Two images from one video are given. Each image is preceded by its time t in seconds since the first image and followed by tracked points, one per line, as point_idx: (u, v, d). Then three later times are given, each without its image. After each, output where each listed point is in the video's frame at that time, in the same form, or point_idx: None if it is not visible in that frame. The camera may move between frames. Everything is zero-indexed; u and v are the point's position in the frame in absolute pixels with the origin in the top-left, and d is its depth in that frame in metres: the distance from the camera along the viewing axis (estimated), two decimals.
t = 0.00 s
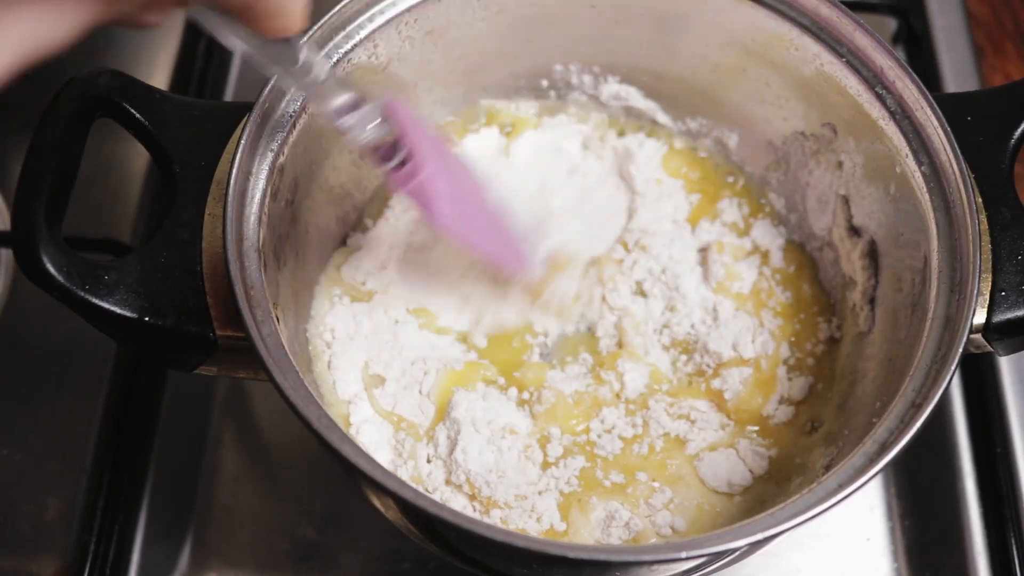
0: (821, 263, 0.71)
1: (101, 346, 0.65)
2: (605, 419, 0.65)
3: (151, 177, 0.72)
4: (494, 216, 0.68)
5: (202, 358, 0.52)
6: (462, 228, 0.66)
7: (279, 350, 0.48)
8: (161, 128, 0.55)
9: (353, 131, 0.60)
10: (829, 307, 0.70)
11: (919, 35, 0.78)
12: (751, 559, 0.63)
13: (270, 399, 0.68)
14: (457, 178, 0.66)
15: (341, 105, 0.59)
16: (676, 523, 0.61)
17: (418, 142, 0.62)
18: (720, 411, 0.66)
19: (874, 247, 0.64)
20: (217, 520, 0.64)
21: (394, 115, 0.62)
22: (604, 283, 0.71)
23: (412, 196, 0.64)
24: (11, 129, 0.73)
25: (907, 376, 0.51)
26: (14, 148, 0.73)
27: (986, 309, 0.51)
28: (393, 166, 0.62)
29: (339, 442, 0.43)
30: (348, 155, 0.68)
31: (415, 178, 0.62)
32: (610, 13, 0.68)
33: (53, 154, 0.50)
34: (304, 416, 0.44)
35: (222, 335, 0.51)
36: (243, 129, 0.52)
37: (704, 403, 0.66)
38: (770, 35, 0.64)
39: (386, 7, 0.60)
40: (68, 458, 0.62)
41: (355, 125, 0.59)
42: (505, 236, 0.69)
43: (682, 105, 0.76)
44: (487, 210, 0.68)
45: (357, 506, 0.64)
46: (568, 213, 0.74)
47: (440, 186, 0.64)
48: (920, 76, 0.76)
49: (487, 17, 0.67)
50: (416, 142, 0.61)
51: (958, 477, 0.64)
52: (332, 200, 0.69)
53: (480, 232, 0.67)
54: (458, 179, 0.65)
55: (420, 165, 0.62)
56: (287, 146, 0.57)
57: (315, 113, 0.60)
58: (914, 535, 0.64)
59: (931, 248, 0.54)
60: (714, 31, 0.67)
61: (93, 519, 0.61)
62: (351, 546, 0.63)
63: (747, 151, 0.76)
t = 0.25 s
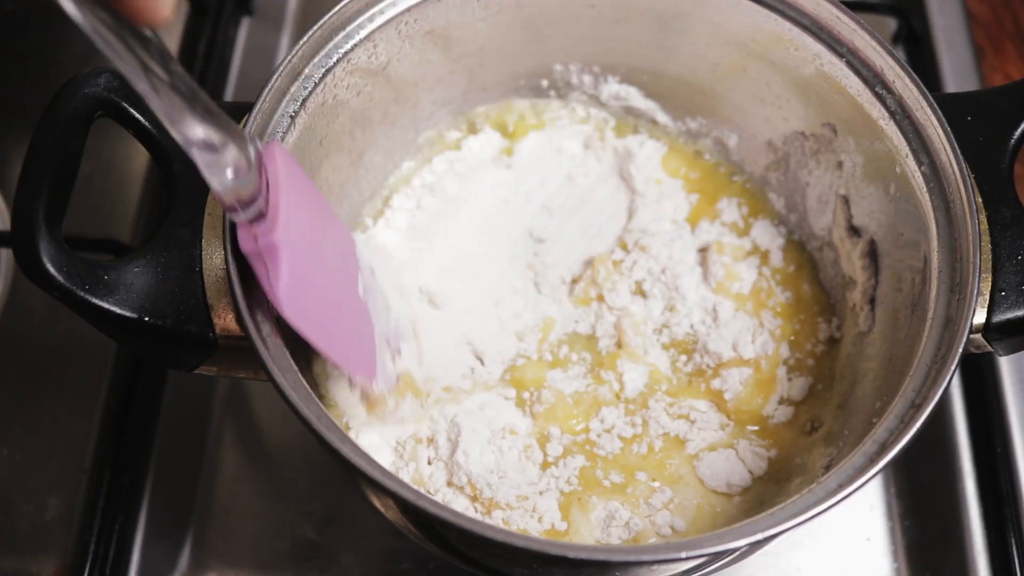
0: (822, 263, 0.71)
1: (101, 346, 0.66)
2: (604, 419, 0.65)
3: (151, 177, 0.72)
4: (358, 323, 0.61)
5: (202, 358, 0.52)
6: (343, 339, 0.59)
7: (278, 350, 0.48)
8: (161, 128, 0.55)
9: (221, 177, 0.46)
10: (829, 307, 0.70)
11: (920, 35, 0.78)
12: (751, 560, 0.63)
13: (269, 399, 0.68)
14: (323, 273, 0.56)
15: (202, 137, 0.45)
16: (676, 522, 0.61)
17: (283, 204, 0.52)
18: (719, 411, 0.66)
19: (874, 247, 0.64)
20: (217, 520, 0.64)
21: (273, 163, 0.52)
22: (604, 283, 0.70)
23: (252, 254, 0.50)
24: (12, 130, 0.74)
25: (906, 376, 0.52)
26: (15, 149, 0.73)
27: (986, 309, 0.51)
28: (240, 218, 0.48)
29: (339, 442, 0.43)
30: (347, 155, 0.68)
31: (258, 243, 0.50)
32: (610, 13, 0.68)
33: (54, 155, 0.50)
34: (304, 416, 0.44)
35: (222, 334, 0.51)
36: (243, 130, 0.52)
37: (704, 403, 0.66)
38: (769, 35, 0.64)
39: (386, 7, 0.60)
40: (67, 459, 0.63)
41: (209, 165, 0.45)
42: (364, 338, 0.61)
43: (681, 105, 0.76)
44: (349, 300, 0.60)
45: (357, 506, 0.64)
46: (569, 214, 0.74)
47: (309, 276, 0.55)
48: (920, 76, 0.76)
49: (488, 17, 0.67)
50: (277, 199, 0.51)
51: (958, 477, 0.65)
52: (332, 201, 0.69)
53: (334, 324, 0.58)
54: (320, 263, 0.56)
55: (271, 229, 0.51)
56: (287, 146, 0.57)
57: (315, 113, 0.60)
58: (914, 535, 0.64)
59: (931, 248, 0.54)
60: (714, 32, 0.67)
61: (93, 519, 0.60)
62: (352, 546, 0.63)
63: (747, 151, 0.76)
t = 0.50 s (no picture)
0: (822, 263, 0.71)
1: (101, 346, 0.66)
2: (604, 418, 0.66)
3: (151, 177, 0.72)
4: (546, 328, 0.67)
5: (202, 358, 0.52)
6: (522, 333, 0.65)
7: (278, 350, 0.48)
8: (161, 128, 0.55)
9: (434, 220, 0.66)
10: (829, 306, 0.70)
11: (920, 35, 0.78)
12: (751, 560, 0.63)
13: (270, 399, 0.68)
14: (509, 279, 0.65)
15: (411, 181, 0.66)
16: (686, 521, 0.60)
17: (482, 233, 0.64)
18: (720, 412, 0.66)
19: (874, 247, 0.64)
20: (217, 520, 0.64)
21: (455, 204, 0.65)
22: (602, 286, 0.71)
23: (461, 283, 0.66)
24: (11, 129, 0.74)
25: (907, 376, 0.51)
26: (14, 149, 0.73)
27: (986, 309, 0.51)
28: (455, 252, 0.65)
29: (339, 442, 0.43)
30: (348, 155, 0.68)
31: (470, 271, 0.65)
32: (610, 13, 0.68)
33: (54, 155, 0.50)
34: (304, 416, 0.44)
35: (221, 335, 0.51)
36: (244, 129, 0.52)
37: (705, 404, 0.66)
38: (769, 35, 0.64)
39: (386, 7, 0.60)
40: (68, 459, 0.63)
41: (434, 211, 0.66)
42: (540, 337, 0.67)
43: (682, 105, 0.76)
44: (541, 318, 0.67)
45: (357, 506, 0.64)
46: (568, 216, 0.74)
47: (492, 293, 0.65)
48: (920, 76, 0.76)
49: (487, 17, 0.67)
50: (477, 231, 0.64)
51: (958, 477, 0.64)
52: (332, 200, 0.69)
53: (518, 322, 0.65)
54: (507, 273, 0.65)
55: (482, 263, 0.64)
56: (287, 146, 0.57)
57: (315, 113, 0.60)
58: (914, 535, 0.64)
59: (931, 248, 0.54)
60: (714, 31, 0.67)
61: (93, 519, 0.60)
62: (351, 546, 0.63)
63: (747, 151, 0.76)
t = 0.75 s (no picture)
0: (822, 263, 0.71)
1: (101, 346, 0.66)
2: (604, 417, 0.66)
3: (151, 177, 0.72)
4: (571, 283, 0.64)
5: (202, 358, 0.52)
6: (546, 296, 0.62)
7: (279, 350, 0.48)
8: (162, 128, 0.55)
9: (445, 163, 0.57)
10: (829, 306, 0.70)
11: (920, 35, 0.78)
12: (751, 559, 0.63)
13: (270, 399, 0.68)
14: (523, 232, 0.60)
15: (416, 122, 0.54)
16: (686, 520, 0.60)
17: (492, 172, 0.59)
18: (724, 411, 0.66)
19: (874, 247, 0.64)
20: (217, 520, 0.64)
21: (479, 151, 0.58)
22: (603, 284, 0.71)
23: (472, 229, 0.59)
24: (11, 129, 0.74)
25: (907, 376, 0.52)
26: (14, 149, 0.73)
27: (986, 309, 0.51)
28: (468, 196, 0.58)
29: (339, 442, 0.43)
30: (348, 155, 0.68)
31: (478, 214, 0.58)
32: (610, 13, 0.68)
33: (53, 155, 0.50)
34: (305, 416, 0.44)
35: (221, 335, 0.51)
36: (243, 129, 0.52)
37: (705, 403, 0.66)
38: (769, 35, 0.64)
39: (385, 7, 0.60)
40: (68, 459, 0.63)
41: (440, 158, 0.57)
42: (571, 291, 0.64)
43: (682, 105, 0.76)
44: (564, 268, 0.64)
45: (357, 506, 0.64)
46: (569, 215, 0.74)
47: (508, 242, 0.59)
48: (920, 76, 0.76)
49: (487, 17, 0.67)
50: (493, 178, 0.58)
51: (958, 477, 0.64)
52: (332, 200, 0.69)
53: (534, 274, 0.61)
54: (524, 222, 0.60)
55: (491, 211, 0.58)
56: (287, 146, 0.57)
57: (315, 113, 0.60)
58: (914, 535, 0.64)
59: (931, 248, 0.54)
60: (714, 31, 0.67)
61: (93, 519, 0.61)
62: (351, 546, 0.63)
63: (748, 151, 0.76)
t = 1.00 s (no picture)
0: (822, 263, 0.71)
1: (101, 346, 0.66)
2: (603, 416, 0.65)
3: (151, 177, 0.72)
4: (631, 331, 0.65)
5: (202, 358, 0.52)
6: (578, 339, 0.64)
7: (279, 350, 0.48)
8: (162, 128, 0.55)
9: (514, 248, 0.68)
10: (829, 306, 0.70)
11: (920, 35, 0.78)
12: (751, 560, 0.63)
13: (270, 399, 0.68)
14: (593, 304, 0.65)
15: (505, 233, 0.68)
16: (685, 520, 0.60)
17: (559, 253, 0.65)
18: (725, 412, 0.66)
19: (874, 247, 0.64)
20: (217, 520, 0.63)
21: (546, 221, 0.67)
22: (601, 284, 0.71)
23: (533, 301, 0.67)
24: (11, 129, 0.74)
25: (907, 376, 0.52)
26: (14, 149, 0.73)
27: (986, 309, 0.51)
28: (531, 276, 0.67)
29: (339, 442, 0.43)
30: (348, 155, 0.68)
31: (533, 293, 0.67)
32: (610, 13, 0.68)
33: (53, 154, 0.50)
34: (304, 416, 0.44)
35: (221, 335, 0.51)
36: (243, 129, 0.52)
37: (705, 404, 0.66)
38: (769, 35, 0.64)
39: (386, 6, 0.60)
40: (68, 459, 0.63)
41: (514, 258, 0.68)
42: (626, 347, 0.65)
43: (682, 105, 0.76)
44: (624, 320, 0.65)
45: (357, 506, 0.64)
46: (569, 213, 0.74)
47: (570, 315, 0.64)
48: (920, 76, 0.76)
49: (487, 17, 0.67)
50: (557, 259, 0.65)
51: (958, 477, 0.64)
52: (332, 200, 0.69)
53: (588, 336, 0.64)
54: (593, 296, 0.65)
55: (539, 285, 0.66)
56: (287, 146, 0.57)
57: (315, 113, 0.60)
58: (914, 535, 0.64)
59: (930, 248, 0.54)
60: (714, 31, 0.67)
61: (93, 519, 0.60)
62: (351, 546, 0.63)
63: (748, 151, 0.76)
